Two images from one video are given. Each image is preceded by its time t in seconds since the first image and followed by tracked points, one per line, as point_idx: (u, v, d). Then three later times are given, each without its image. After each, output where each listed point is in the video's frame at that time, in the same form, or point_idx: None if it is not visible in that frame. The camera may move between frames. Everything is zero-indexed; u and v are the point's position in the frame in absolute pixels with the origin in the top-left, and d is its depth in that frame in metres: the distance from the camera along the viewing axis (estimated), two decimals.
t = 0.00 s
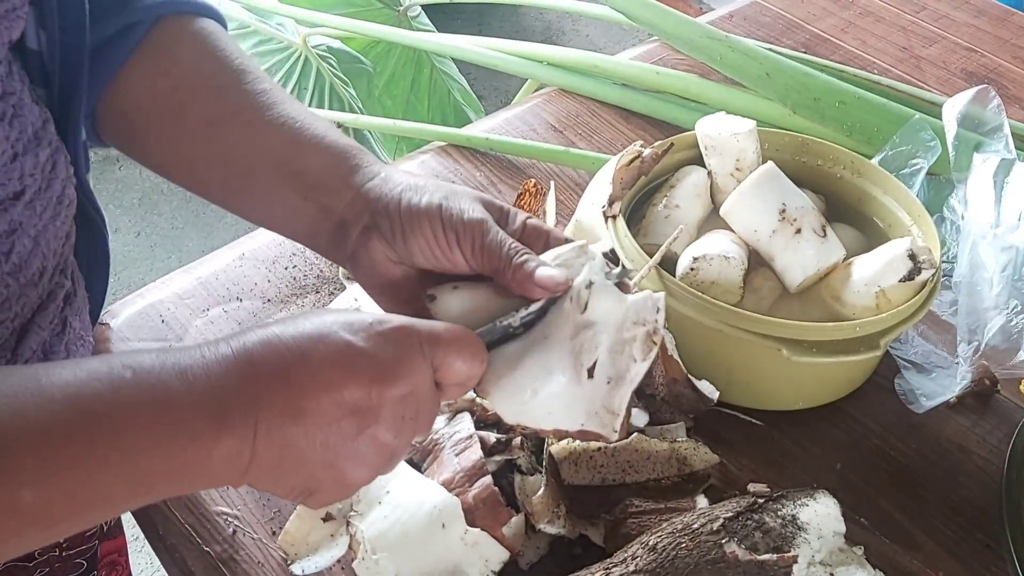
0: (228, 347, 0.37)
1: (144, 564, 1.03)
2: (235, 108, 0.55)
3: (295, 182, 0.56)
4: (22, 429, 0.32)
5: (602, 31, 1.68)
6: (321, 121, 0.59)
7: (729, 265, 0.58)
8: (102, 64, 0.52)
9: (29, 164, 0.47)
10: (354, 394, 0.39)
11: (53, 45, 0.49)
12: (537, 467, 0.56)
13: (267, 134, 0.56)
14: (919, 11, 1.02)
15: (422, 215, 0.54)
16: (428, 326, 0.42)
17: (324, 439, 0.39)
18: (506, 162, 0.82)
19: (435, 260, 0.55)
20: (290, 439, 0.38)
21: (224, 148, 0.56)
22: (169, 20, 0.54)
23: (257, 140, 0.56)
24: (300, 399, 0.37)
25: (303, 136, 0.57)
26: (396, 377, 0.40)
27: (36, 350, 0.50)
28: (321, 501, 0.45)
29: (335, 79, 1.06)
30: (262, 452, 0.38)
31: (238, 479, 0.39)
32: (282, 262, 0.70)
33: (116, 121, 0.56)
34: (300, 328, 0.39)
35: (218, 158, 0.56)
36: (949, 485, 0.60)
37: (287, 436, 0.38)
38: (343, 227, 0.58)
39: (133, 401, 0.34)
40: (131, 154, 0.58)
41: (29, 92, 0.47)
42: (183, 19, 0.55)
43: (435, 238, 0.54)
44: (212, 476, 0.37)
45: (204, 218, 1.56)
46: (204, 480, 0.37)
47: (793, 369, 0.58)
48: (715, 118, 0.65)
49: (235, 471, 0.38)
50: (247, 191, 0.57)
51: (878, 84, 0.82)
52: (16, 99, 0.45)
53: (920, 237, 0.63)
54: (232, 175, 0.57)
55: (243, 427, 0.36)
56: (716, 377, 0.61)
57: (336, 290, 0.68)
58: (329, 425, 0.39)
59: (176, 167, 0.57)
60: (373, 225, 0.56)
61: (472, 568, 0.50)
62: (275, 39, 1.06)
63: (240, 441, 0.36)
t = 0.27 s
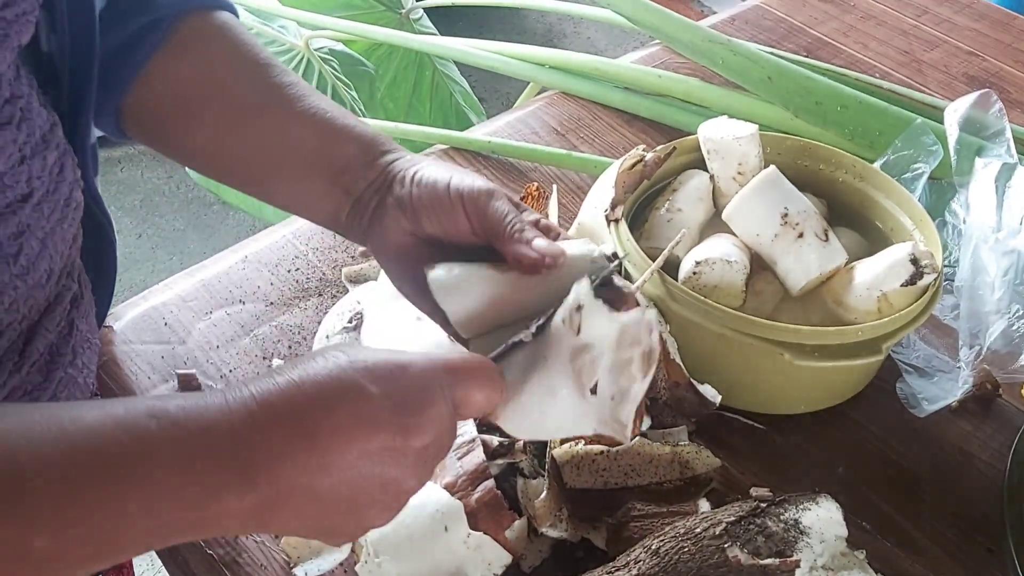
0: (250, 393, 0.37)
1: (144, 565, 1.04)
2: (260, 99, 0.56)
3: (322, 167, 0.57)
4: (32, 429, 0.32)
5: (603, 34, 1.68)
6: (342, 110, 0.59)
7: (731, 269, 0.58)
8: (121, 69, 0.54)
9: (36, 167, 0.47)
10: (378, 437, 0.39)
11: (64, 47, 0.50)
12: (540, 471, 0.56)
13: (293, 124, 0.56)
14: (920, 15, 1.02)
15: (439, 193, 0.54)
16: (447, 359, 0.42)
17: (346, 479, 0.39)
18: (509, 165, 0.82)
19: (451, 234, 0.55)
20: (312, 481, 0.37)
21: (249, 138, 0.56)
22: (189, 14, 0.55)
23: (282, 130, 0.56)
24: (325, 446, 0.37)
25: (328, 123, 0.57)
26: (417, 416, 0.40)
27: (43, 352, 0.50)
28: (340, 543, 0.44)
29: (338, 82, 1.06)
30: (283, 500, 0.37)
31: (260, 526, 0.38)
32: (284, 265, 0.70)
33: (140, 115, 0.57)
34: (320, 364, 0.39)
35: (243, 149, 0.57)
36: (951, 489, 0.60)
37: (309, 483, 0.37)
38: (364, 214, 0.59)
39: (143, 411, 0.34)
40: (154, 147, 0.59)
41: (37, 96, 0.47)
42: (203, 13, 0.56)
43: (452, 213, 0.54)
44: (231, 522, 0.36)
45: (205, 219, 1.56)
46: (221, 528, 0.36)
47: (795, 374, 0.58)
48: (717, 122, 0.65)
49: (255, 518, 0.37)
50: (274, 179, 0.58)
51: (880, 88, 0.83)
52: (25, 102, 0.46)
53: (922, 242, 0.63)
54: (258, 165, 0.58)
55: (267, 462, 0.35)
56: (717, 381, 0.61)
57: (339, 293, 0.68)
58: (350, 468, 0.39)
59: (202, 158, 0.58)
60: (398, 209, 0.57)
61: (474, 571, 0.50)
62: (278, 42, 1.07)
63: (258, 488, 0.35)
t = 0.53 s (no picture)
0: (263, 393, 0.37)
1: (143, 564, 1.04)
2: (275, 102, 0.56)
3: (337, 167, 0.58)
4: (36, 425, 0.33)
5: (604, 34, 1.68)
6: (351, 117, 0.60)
7: (732, 268, 0.58)
8: (128, 68, 0.54)
9: (41, 166, 0.47)
10: (380, 443, 0.39)
11: (68, 47, 0.50)
12: (540, 470, 0.56)
13: (307, 125, 0.56)
14: (922, 15, 1.02)
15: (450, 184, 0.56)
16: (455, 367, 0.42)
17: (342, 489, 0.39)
18: (510, 165, 0.82)
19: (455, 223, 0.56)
20: (315, 483, 0.37)
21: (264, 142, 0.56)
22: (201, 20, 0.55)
23: (294, 132, 0.56)
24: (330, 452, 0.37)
25: (339, 127, 0.58)
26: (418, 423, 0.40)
27: (45, 351, 0.50)
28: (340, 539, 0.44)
29: (338, 82, 1.06)
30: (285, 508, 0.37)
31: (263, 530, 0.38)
32: (285, 264, 0.70)
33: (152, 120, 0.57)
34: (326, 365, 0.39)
35: (257, 153, 0.57)
36: (951, 490, 0.60)
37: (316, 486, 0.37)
38: (374, 217, 0.59)
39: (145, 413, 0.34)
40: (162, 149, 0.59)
41: (41, 94, 0.47)
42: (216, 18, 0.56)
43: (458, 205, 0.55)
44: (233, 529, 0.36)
45: (205, 219, 1.56)
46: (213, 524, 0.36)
47: (797, 373, 0.58)
48: (719, 121, 0.65)
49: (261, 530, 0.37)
50: (290, 182, 0.58)
51: (882, 89, 0.82)
52: (29, 101, 0.45)
53: (924, 242, 0.63)
54: (273, 168, 0.58)
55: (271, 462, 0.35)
56: (718, 381, 0.61)
57: (339, 293, 0.68)
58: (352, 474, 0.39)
59: (215, 163, 0.58)
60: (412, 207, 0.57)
61: (475, 571, 0.50)
62: (280, 41, 1.07)
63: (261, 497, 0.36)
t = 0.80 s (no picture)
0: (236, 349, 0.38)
1: (141, 564, 1.04)
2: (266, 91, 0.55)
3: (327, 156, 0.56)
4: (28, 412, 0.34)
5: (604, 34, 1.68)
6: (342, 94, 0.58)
7: (732, 269, 0.58)
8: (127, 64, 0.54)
9: (40, 162, 0.47)
10: (351, 402, 0.38)
11: (68, 44, 0.50)
12: (538, 470, 0.55)
13: (299, 116, 0.56)
14: (922, 16, 1.02)
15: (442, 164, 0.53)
16: (425, 324, 0.40)
17: (322, 451, 0.39)
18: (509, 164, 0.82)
19: (449, 207, 0.54)
20: (288, 443, 0.38)
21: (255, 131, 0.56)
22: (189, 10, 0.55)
23: (278, 113, 0.55)
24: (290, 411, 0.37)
25: (326, 105, 0.56)
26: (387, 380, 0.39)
27: (44, 349, 0.50)
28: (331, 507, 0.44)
29: (338, 80, 1.06)
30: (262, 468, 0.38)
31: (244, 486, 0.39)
32: (283, 264, 0.70)
33: (145, 114, 0.57)
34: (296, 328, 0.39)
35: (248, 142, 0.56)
36: (951, 491, 0.60)
37: (292, 447, 0.38)
38: (366, 195, 0.57)
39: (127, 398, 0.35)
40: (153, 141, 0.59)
41: (40, 91, 0.47)
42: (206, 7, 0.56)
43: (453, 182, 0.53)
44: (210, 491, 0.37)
45: (204, 218, 1.56)
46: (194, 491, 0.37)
47: (797, 374, 0.58)
48: (718, 121, 0.65)
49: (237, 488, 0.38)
50: (283, 172, 0.57)
51: (882, 89, 0.82)
52: (28, 98, 0.45)
53: (924, 242, 0.62)
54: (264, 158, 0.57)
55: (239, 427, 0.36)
56: (718, 383, 0.61)
57: (337, 292, 0.68)
58: (326, 436, 0.39)
59: (209, 155, 0.58)
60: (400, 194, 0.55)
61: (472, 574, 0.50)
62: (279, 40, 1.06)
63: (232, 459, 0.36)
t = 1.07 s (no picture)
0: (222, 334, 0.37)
1: (138, 566, 1.04)
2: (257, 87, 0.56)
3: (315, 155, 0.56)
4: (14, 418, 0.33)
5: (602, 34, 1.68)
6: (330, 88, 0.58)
7: (728, 271, 0.58)
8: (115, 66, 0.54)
9: (30, 163, 0.47)
10: (341, 375, 0.38)
11: (59, 47, 0.50)
12: (533, 474, 0.55)
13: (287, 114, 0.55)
14: (920, 16, 1.02)
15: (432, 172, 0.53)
16: (416, 299, 0.42)
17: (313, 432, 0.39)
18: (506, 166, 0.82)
19: (438, 219, 0.53)
20: (279, 424, 0.38)
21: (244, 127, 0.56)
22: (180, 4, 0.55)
23: (264, 109, 0.55)
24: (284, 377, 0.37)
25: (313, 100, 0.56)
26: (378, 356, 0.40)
27: (36, 352, 0.49)
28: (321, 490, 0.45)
29: (334, 81, 1.06)
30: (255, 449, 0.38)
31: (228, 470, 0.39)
32: (278, 265, 0.70)
33: (134, 112, 0.57)
34: (280, 311, 0.39)
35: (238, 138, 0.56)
36: (948, 494, 0.60)
37: (286, 424, 0.38)
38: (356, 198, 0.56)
39: (117, 390, 0.35)
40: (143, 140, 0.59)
41: (32, 93, 0.47)
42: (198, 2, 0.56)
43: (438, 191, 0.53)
44: (201, 471, 0.37)
45: (202, 219, 1.56)
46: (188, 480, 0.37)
47: (793, 378, 0.58)
48: (714, 122, 0.65)
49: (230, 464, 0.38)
50: (272, 168, 0.58)
51: (879, 90, 0.82)
52: (18, 98, 0.45)
53: (920, 244, 0.62)
54: (254, 154, 0.57)
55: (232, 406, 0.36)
56: (713, 385, 0.61)
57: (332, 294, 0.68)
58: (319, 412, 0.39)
59: (199, 152, 0.58)
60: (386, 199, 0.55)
61: None
62: (276, 40, 1.06)
63: (224, 436, 0.36)
